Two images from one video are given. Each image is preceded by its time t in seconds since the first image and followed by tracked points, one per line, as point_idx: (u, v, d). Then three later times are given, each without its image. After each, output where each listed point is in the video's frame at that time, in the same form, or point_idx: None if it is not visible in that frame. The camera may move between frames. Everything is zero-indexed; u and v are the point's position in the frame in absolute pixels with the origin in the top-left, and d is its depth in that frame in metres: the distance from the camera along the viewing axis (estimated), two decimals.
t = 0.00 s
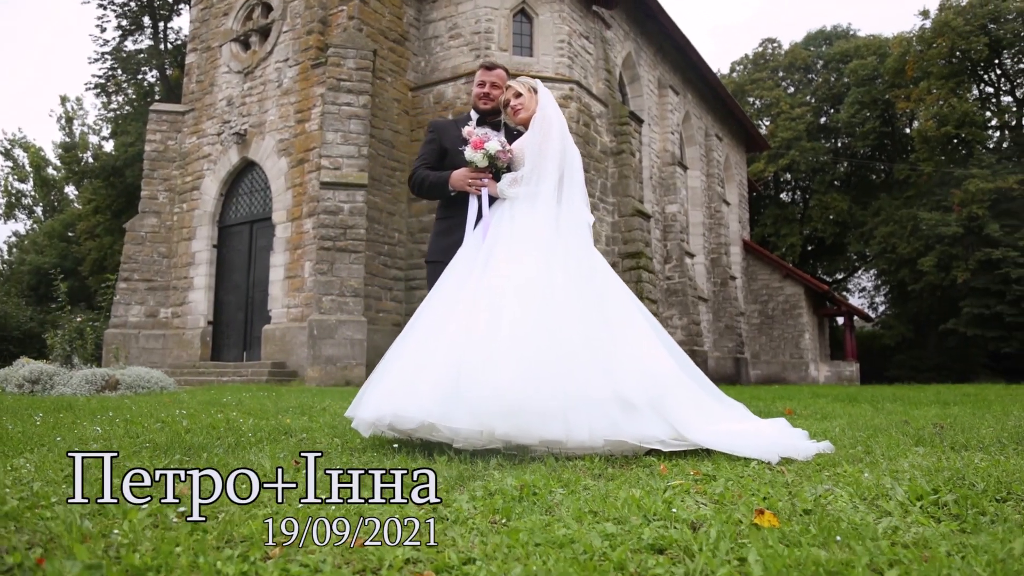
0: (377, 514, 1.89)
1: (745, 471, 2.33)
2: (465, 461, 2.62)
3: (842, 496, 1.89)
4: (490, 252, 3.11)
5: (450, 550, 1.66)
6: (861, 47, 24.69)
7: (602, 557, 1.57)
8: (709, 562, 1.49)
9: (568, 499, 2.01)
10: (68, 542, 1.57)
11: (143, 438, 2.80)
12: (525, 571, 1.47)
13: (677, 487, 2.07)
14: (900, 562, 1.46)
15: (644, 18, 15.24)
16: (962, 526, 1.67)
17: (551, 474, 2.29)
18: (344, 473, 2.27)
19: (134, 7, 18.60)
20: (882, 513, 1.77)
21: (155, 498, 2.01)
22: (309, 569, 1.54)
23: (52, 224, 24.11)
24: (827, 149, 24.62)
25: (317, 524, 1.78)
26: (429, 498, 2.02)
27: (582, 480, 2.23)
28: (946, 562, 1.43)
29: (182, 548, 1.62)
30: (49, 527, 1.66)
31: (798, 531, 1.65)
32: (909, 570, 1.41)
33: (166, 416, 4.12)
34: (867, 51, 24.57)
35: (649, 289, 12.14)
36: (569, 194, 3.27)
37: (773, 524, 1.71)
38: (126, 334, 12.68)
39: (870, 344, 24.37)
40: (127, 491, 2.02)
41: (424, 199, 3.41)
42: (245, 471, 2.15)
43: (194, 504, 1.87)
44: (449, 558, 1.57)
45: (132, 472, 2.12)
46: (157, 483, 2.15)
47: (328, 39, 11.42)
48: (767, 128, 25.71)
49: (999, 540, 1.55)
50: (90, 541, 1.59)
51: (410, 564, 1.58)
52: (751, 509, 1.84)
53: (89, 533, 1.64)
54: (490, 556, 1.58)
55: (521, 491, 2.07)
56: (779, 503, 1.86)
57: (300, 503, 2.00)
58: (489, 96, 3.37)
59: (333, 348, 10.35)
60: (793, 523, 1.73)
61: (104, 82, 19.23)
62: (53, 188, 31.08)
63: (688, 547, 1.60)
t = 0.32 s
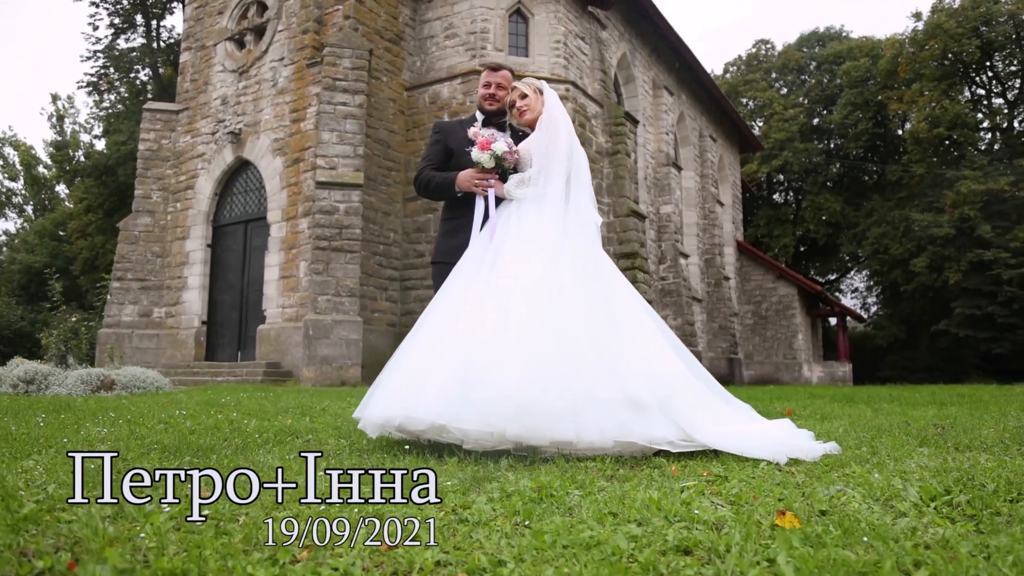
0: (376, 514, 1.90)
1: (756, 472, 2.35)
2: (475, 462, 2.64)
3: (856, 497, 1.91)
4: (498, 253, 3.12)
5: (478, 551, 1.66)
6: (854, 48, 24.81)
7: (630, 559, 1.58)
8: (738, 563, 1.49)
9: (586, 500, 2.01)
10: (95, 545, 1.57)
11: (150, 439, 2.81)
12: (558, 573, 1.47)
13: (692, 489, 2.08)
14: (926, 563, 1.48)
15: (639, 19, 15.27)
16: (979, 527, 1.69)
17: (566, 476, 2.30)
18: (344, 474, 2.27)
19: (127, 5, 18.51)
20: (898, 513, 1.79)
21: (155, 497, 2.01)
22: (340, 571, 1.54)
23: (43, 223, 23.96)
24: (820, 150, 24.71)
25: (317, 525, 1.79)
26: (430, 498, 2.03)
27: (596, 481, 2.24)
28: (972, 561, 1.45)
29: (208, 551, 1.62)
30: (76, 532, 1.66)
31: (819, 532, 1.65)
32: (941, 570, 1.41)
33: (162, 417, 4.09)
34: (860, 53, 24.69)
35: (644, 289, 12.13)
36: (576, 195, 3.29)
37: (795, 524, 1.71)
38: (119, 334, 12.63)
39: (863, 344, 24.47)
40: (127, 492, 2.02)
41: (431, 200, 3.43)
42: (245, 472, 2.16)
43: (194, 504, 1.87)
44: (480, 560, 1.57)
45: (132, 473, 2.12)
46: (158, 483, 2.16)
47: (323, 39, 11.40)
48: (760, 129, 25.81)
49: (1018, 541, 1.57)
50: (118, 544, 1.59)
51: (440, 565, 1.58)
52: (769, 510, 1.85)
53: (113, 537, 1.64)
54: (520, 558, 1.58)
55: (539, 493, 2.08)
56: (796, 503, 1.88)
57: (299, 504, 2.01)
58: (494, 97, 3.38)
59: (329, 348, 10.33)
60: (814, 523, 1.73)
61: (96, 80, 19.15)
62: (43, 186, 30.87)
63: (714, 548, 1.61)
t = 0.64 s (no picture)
0: (379, 514, 1.90)
1: (767, 472, 2.37)
2: (484, 462, 2.65)
3: (867, 495, 1.93)
4: (505, 253, 3.13)
5: (504, 549, 1.66)
6: (847, 50, 24.93)
7: (656, 556, 1.59)
8: (766, 560, 1.50)
9: (602, 499, 2.02)
10: (122, 545, 1.57)
11: (156, 439, 2.80)
12: (587, 572, 1.49)
13: (707, 488, 2.09)
14: (949, 560, 1.49)
15: (634, 20, 15.30)
16: (992, 524, 1.71)
17: (580, 476, 2.31)
18: (344, 474, 2.27)
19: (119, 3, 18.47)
20: (912, 511, 1.81)
21: (155, 497, 2.00)
22: (368, 571, 1.55)
23: (34, 222, 23.85)
24: (812, 151, 24.82)
25: (316, 525, 1.78)
26: (429, 498, 2.03)
27: (609, 480, 2.25)
28: (994, 557, 1.47)
29: (235, 551, 1.62)
30: (99, 532, 1.66)
31: (841, 530, 1.66)
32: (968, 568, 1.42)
33: (160, 416, 4.08)
34: (853, 54, 24.81)
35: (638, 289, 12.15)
36: (582, 195, 3.29)
37: (815, 523, 1.73)
38: (113, 334, 12.58)
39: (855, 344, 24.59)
40: (126, 492, 2.01)
41: (435, 199, 3.44)
42: (244, 472, 2.15)
43: (193, 504, 1.86)
44: (509, 559, 1.57)
45: (132, 473, 2.12)
46: (157, 484, 2.15)
47: (319, 38, 11.38)
48: (753, 129, 25.90)
49: None
50: (144, 544, 1.60)
51: (469, 563, 1.59)
52: (787, 508, 1.87)
53: (136, 538, 1.64)
54: (549, 557, 1.59)
55: (555, 491, 2.09)
56: (811, 502, 1.90)
57: (301, 504, 2.00)
58: (500, 97, 3.40)
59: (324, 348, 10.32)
60: (833, 520, 1.75)
61: (88, 79, 19.10)
62: (34, 185, 30.72)
63: (736, 546, 1.62)
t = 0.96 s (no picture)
0: (383, 513, 1.90)
1: (775, 471, 2.38)
2: (492, 461, 2.66)
3: (876, 494, 1.94)
4: (512, 253, 3.14)
5: (526, 548, 1.66)
6: (838, 51, 25.05)
7: (678, 553, 1.60)
8: (789, 556, 1.51)
9: (615, 498, 2.04)
10: (143, 546, 1.58)
11: (160, 440, 2.79)
12: (613, 571, 1.50)
13: (717, 487, 2.10)
14: (967, 557, 1.51)
15: (628, 21, 15.32)
16: (1002, 521, 1.73)
17: (591, 474, 2.32)
18: (344, 474, 2.27)
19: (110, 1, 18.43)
20: (922, 509, 1.83)
21: (155, 498, 1.99)
22: (394, 570, 1.55)
23: (23, 221, 23.68)
24: (804, 152, 24.92)
25: (316, 524, 1.78)
26: (430, 498, 2.04)
27: (620, 480, 2.26)
28: (1011, 552, 1.49)
29: (258, 551, 1.62)
30: (118, 533, 1.66)
31: (854, 528, 1.68)
32: (989, 566, 1.44)
33: (157, 416, 4.06)
34: (844, 56, 24.93)
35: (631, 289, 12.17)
36: (588, 196, 3.31)
37: (830, 521, 1.74)
38: (105, 334, 12.51)
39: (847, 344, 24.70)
40: (127, 492, 2.00)
41: (439, 199, 3.44)
42: (245, 472, 2.14)
43: (195, 504, 1.85)
44: (533, 557, 1.58)
45: (132, 473, 2.11)
46: (159, 483, 2.14)
47: (313, 37, 11.36)
48: (745, 130, 25.99)
49: None
50: (167, 544, 1.60)
51: (492, 562, 1.59)
52: (800, 505, 1.88)
53: (157, 538, 1.65)
54: (571, 556, 1.59)
55: (568, 491, 2.10)
56: (823, 500, 1.91)
57: (302, 503, 2.00)
58: (504, 97, 3.41)
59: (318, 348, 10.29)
60: (846, 519, 1.77)
61: (79, 77, 19.04)
62: (24, 183, 30.48)
63: (757, 543, 1.63)
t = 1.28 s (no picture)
0: (386, 513, 1.90)
1: (778, 470, 2.40)
2: (497, 460, 2.68)
3: (881, 492, 1.96)
4: (515, 254, 3.15)
5: (547, 547, 1.67)
6: (828, 53, 25.21)
7: (697, 551, 1.61)
8: (807, 553, 1.53)
9: (625, 496, 2.05)
10: (164, 546, 1.59)
11: (164, 440, 2.79)
12: (634, 568, 1.51)
13: (724, 486, 2.11)
14: (982, 553, 1.53)
15: (620, 22, 15.37)
16: (1006, 517, 1.76)
17: (599, 473, 2.33)
18: (344, 474, 2.27)
19: None
20: (928, 506, 1.86)
21: (155, 498, 1.97)
22: (417, 568, 1.56)
23: (10, 219, 23.49)
24: (794, 154, 25.04)
25: (316, 525, 1.77)
26: (430, 498, 2.04)
27: (626, 479, 2.27)
28: None
29: (279, 552, 1.62)
30: (136, 533, 1.67)
31: (866, 525, 1.70)
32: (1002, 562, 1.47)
33: (152, 415, 4.04)
34: (834, 58, 25.09)
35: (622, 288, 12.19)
36: (590, 196, 3.32)
37: (841, 518, 1.77)
38: (95, 334, 12.43)
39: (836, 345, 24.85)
40: (127, 492, 1.99)
41: (439, 198, 3.44)
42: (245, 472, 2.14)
43: (195, 504, 1.85)
44: (554, 556, 1.59)
45: (132, 473, 2.09)
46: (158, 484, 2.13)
47: (306, 36, 11.33)
48: (735, 131, 26.11)
49: None
50: (188, 544, 1.61)
51: (513, 560, 1.60)
52: (809, 503, 1.91)
53: (178, 537, 1.66)
54: (591, 553, 1.61)
55: (579, 489, 2.11)
56: (829, 498, 1.94)
57: (302, 503, 2.00)
58: (504, 96, 3.42)
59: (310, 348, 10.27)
60: (857, 516, 1.79)
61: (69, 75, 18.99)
62: (10, 181, 30.22)
63: (772, 541, 1.65)
